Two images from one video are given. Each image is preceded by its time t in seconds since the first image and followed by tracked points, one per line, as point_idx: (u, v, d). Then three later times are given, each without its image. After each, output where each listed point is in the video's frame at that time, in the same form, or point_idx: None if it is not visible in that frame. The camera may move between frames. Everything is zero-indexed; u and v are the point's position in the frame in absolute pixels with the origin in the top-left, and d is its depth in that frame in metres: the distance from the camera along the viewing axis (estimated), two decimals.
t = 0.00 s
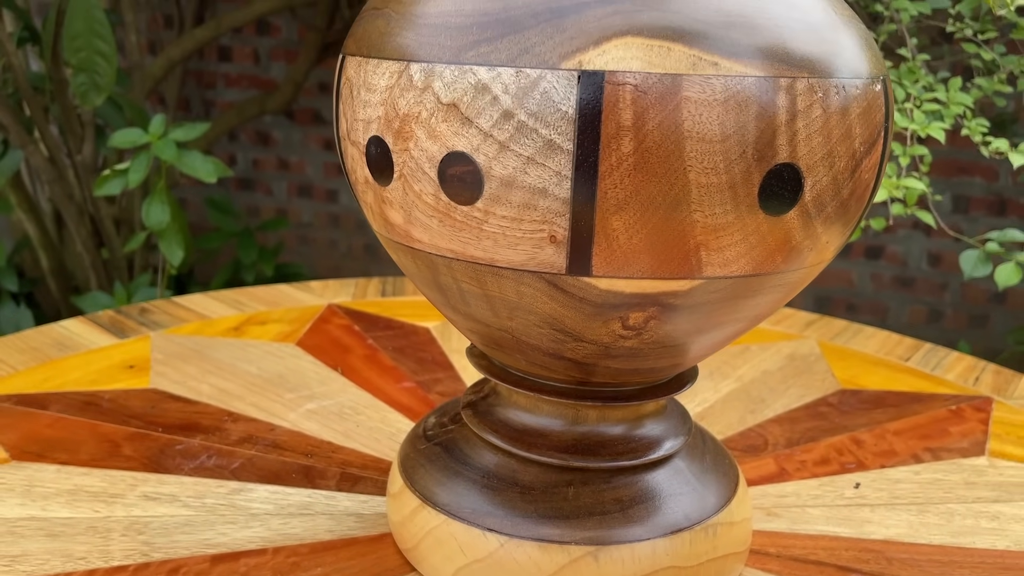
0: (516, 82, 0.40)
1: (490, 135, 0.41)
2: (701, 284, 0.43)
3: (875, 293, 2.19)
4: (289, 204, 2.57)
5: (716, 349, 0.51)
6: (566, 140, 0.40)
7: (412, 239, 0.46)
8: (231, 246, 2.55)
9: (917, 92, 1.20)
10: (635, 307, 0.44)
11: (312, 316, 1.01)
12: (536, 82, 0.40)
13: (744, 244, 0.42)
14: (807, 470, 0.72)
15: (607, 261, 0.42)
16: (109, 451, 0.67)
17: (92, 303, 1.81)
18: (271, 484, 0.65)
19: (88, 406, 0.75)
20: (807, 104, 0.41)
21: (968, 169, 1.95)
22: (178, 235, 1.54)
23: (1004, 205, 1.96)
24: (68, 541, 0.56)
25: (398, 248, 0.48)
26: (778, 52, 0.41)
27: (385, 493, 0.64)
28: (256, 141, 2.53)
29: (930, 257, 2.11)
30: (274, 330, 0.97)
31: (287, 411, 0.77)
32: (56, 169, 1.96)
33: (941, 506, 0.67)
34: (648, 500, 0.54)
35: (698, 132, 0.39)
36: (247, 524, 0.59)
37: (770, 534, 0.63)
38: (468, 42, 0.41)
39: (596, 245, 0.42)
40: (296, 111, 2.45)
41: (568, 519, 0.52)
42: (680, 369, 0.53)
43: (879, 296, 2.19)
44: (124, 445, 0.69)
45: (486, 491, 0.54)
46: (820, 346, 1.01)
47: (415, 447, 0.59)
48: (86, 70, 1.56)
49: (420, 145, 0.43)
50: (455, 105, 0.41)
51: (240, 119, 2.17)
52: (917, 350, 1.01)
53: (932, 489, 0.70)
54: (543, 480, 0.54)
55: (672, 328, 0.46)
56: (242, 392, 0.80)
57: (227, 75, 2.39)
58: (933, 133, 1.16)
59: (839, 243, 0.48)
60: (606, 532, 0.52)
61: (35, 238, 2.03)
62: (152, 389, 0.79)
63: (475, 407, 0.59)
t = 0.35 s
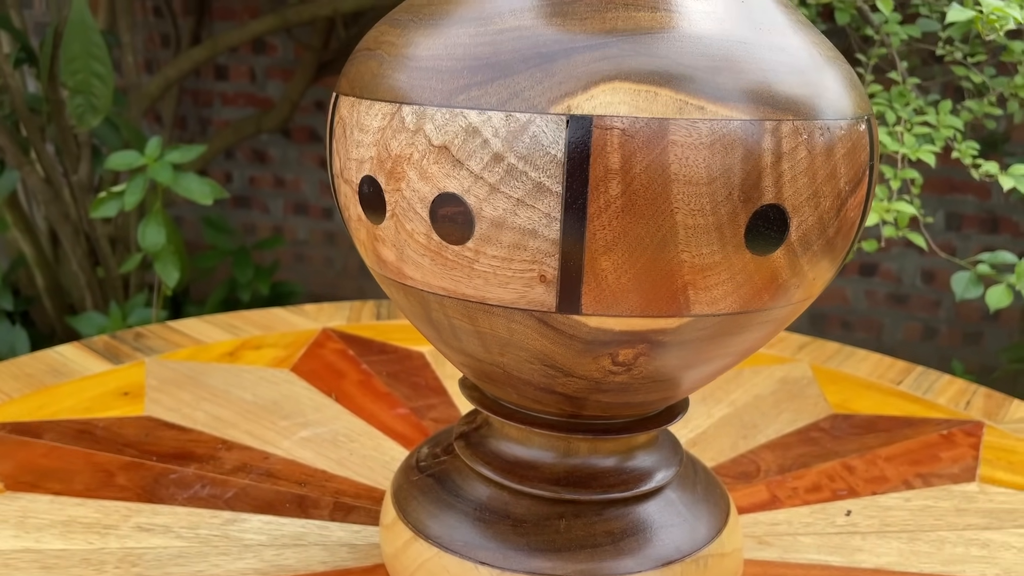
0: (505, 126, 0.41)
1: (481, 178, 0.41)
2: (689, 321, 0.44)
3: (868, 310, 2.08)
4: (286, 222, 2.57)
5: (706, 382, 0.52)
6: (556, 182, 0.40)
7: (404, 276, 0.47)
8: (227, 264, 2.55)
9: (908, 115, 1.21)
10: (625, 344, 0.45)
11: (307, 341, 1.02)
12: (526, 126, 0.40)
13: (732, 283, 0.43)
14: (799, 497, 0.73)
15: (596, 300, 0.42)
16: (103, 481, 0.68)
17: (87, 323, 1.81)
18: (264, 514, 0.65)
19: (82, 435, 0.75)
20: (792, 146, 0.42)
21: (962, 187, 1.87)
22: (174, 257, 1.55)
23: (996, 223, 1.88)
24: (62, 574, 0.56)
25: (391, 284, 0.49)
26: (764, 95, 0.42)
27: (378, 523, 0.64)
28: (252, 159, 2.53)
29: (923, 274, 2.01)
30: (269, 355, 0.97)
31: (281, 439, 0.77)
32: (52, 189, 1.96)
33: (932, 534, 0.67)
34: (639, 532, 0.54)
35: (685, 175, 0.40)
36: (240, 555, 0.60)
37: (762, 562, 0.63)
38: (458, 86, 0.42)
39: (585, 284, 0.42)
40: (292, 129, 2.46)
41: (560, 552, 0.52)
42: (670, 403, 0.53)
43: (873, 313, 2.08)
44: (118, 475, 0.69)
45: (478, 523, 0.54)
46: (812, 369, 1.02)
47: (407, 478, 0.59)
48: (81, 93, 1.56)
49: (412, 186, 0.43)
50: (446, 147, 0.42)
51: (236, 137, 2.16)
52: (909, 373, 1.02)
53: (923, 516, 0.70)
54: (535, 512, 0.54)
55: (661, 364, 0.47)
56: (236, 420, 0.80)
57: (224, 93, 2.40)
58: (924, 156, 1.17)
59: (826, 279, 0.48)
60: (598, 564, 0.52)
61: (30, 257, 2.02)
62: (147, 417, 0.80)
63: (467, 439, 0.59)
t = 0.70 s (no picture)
0: (496, 179, 0.41)
1: (473, 228, 0.42)
2: (680, 368, 0.44)
3: (864, 330, 2.05)
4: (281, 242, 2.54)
5: (697, 423, 0.52)
6: (546, 233, 0.41)
7: (397, 320, 0.47)
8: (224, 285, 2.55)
9: (899, 143, 1.22)
10: (616, 389, 0.45)
11: (301, 370, 1.02)
12: (516, 179, 0.41)
13: (720, 329, 0.44)
14: (792, 530, 0.73)
15: (587, 347, 0.43)
16: (97, 518, 0.68)
17: (82, 347, 1.80)
18: (258, 551, 0.65)
19: (76, 470, 0.75)
20: (780, 196, 0.42)
21: (953, 207, 1.85)
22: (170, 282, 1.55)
23: (990, 244, 1.85)
24: None
25: (384, 328, 0.49)
26: (752, 146, 0.42)
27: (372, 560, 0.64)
28: (248, 179, 2.51)
29: (917, 294, 1.99)
30: (263, 385, 0.97)
31: (275, 473, 0.77)
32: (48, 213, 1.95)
33: (924, 568, 0.68)
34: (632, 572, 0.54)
35: (674, 226, 0.41)
36: None
37: None
38: (450, 138, 0.42)
39: (576, 332, 0.43)
40: (288, 150, 2.44)
41: None
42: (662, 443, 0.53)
43: (867, 332, 2.05)
44: (112, 511, 0.69)
45: (471, 564, 0.55)
46: (805, 397, 1.02)
47: (401, 517, 0.60)
48: (78, 118, 1.56)
49: (405, 235, 0.44)
50: (439, 198, 0.42)
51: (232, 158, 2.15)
52: (901, 401, 1.02)
53: (915, 549, 0.70)
54: (528, 553, 0.54)
55: (652, 408, 0.47)
56: (231, 452, 0.80)
57: (220, 114, 2.40)
58: (915, 184, 1.18)
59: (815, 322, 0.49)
60: None
61: (26, 279, 2.01)
62: (141, 451, 0.80)
63: (461, 478, 0.59)
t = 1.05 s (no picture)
0: (487, 229, 0.42)
1: (464, 277, 0.42)
2: (669, 413, 0.45)
3: (858, 349, 1.96)
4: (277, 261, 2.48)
5: (689, 464, 0.52)
6: (536, 283, 0.41)
7: (389, 365, 0.48)
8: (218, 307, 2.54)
9: (890, 170, 1.23)
10: (607, 435, 0.45)
11: (296, 400, 1.02)
12: (506, 229, 0.41)
13: (709, 376, 0.44)
14: (785, 563, 0.73)
15: (577, 394, 0.43)
16: (90, 555, 0.68)
17: (76, 370, 1.79)
18: None
19: (69, 505, 0.75)
20: (767, 245, 0.43)
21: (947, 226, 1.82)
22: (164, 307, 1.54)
23: (983, 262, 1.82)
24: None
25: (376, 372, 0.49)
26: (738, 196, 0.43)
27: None
28: (242, 200, 2.45)
29: (910, 312, 1.93)
30: (257, 416, 0.97)
31: (268, 507, 0.77)
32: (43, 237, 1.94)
33: None
34: None
35: (663, 275, 0.41)
36: None
37: None
38: (441, 188, 0.43)
39: (566, 380, 0.43)
40: (283, 169, 2.38)
41: None
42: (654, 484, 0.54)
43: (862, 351, 1.98)
44: (105, 548, 0.69)
45: None
46: (798, 425, 1.02)
47: (394, 555, 0.60)
48: (74, 142, 1.57)
49: (396, 282, 0.44)
50: (430, 247, 0.43)
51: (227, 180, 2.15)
52: (894, 429, 1.02)
53: None
54: None
55: (643, 452, 0.47)
56: (224, 486, 0.80)
57: (215, 134, 2.40)
58: (905, 211, 1.19)
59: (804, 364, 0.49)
60: None
61: (20, 301, 2.00)
62: (134, 485, 0.79)
63: (454, 517, 0.59)
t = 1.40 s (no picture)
0: (472, 272, 0.42)
1: (450, 320, 0.42)
2: (656, 454, 0.45)
3: (852, 368, 1.94)
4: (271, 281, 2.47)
5: (678, 500, 0.52)
6: (522, 326, 0.42)
7: (376, 405, 0.48)
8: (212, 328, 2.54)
9: (880, 195, 1.23)
10: (594, 475, 0.45)
11: (287, 427, 1.02)
12: (492, 272, 0.42)
13: (695, 417, 0.44)
14: None
15: (563, 436, 0.43)
16: None
17: (69, 394, 1.77)
18: None
19: (58, 538, 0.75)
20: (751, 286, 0.43)
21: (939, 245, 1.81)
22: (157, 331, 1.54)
23: (975, 282, 1.82)
24: None
25: (363, 411, 0.49)
26: (722, 237, 0.43)
27: None
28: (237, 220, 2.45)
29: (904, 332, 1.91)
30: (249, 444, 0.97)
31: (259, 539, 0.77)
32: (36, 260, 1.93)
33: None
34: None
35: (648, 318, 0.41)
36: None
37: None
38: (428, 230, 0.43)
39: (552, 421, 0.43)
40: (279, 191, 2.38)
41: None
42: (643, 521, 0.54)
43: (857, 370, 1.95)
44: None
45: None
46: (790, 451, 1.02)
47: None
48: (68, 166, 1.57)
49: (383, 324, 0.44)
50: (416, 289, 0.43)
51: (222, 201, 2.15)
52: (886, 455, 1.02)
53: None
54: None
55: (631, 491, 0.47)
56: (215, 517, 0.80)
57: (210, 155, 2.41)
58: (896, 236, 1.19)
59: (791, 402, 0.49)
60: None
61: (13, 323, 1.99)
62: (124, 517, 0.79)
63: (443, 553, 0.59)
